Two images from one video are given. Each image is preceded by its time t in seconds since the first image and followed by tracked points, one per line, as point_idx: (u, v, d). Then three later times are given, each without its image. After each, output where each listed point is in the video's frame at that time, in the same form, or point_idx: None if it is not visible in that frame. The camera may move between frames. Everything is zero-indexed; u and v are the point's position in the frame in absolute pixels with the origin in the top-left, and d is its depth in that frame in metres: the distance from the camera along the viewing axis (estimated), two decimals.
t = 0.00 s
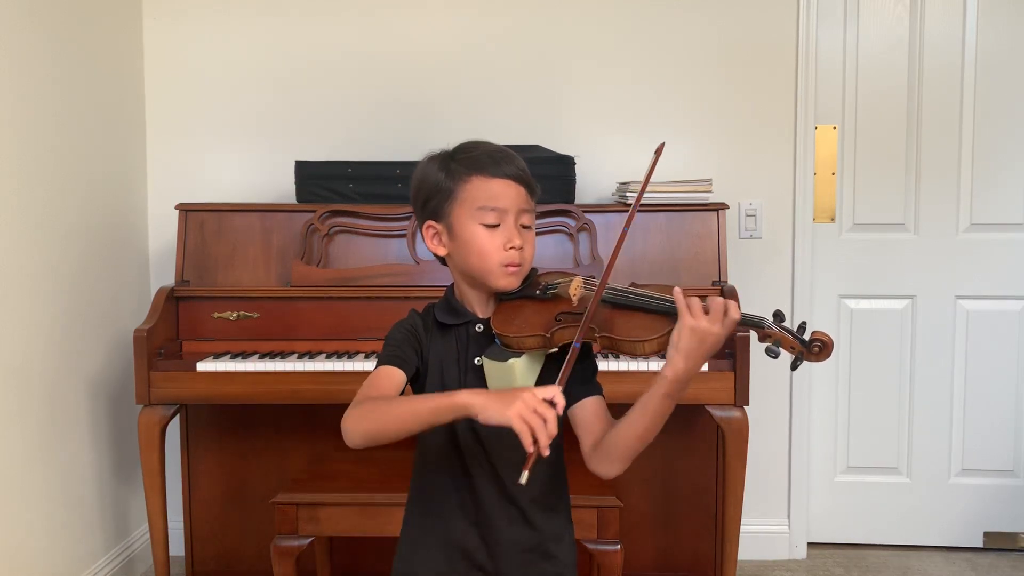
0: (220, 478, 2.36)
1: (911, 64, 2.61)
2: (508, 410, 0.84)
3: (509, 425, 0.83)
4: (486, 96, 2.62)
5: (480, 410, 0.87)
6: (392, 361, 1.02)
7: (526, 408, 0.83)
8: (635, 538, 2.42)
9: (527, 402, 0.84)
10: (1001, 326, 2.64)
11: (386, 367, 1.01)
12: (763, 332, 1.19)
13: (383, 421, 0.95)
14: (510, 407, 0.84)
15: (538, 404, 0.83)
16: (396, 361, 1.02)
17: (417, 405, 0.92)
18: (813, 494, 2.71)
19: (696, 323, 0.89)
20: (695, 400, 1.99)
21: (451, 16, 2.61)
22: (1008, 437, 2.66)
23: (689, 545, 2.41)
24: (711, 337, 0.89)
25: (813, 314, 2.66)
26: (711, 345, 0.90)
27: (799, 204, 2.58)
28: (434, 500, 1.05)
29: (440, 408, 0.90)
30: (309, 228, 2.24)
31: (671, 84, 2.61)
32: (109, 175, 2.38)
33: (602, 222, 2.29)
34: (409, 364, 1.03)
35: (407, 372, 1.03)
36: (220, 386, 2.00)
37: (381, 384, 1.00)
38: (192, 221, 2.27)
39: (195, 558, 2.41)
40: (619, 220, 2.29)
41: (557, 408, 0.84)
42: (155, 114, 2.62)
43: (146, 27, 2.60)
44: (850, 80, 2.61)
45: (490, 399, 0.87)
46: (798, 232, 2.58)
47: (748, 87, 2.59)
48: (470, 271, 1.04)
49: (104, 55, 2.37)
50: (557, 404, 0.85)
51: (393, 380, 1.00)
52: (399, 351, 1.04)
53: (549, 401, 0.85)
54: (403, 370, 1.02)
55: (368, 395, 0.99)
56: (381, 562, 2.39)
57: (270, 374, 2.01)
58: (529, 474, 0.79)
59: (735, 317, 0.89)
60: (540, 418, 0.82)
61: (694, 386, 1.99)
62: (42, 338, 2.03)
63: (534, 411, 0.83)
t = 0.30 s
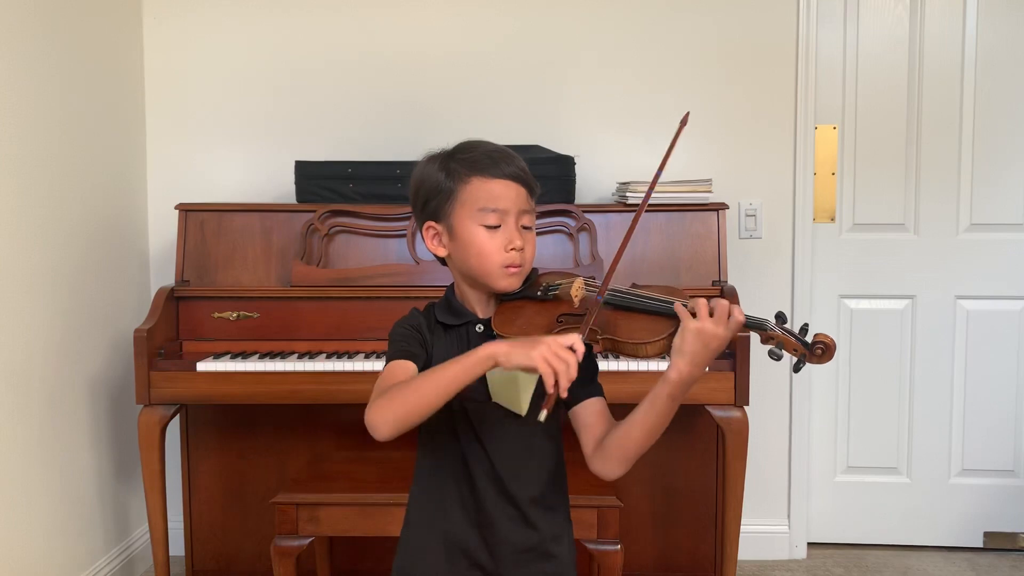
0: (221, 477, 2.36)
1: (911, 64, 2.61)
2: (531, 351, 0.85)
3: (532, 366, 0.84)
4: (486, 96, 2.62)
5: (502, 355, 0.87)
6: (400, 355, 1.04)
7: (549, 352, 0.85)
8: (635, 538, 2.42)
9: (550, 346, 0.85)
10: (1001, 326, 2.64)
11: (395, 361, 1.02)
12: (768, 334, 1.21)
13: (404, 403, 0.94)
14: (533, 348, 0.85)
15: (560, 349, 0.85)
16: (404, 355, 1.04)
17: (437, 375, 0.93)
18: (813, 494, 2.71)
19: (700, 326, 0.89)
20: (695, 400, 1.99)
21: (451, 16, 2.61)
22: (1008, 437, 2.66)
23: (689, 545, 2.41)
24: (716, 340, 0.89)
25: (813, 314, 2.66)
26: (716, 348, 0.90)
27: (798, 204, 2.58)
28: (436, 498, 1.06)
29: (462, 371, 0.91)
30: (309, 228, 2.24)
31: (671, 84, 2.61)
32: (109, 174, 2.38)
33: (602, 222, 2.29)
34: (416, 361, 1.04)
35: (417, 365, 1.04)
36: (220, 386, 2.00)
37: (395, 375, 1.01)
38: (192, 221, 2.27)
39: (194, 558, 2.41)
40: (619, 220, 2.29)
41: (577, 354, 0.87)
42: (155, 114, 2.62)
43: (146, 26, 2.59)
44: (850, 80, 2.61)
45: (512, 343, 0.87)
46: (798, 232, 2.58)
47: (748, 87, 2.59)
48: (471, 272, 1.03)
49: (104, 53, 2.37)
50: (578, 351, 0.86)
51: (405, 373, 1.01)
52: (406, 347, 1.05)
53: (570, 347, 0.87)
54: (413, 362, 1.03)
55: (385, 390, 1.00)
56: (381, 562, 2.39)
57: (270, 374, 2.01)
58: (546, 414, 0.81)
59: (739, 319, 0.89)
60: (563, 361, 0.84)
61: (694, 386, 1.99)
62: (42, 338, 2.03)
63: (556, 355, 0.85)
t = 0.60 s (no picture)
0: (221, 477, 2.36)
1: (911, 64, 2.61)
2: (556, 302, 0.92)
3: (558, 316, 0.91)
4: (486, 96, 2.62)
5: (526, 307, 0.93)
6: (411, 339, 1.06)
7: (570, 305, 0.92)
8: (635, 538, 2.42)
9: (570, 300, 0.92)
10: (1002, 326, 2.64)
11: (408, 347, 1.04)
12: (765, 338, 1.21)
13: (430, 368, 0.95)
14: (557, 300, 0.92)
15: (581, 302, 0.92)
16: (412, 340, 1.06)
17: (462, 332, 0.96)
18: (813, 494, 2.71)
19: (697, 328, 0.91)
20: (695, 400, 1.99)
21: (451, 16, 2.61)
22: (1009, 437, 2.66)
23: (689, 545, 2.41)
24: (712, 341, 0.91)
25: (813, 314, 2.66)
26: (711, 350, 0.92)
27: (798, 204, 2.58)
28: (435, 497, 1.05)
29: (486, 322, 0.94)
30: (309, 228, 2.24)
31: (670, 85, 2.61)
32: (109, 174, 2.38)
33: (602, 222, 2.29)
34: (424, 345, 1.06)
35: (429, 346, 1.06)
36: (220, 386, 2.00)
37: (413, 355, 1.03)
38: (192, 221, 2.27)
39: (194, 558, 2.40)
40: (619, 220, 2.29)
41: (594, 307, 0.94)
42: (155, 113, 2.62)
43: (146, 26, 2.59)
44: (850, 80, 2.61)
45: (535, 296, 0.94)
46: (798, 232, 2.58)
47: (748, 87, 2.59)
48: (470, 273, 1.04)
49: (103, 52, 2.37)
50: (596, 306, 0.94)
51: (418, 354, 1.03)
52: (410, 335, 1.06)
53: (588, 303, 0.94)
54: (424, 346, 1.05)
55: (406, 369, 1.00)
56: (381, 562, 2.39)
57: (270, 374, 2.01)
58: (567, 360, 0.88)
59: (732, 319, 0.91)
60: (582, 314, 0.92)
61: (694, 386, 1.99)
62: (42, 338, 2.03)
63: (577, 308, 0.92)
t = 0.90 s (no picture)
0: (221, 477, 2.36)
1: (911, 64, 2.61)
2: (561, 301, 0.94)
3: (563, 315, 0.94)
4: (486, 96, 2.62)
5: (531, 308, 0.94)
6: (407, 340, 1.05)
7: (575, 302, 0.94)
8: (635, 538, 2.42)
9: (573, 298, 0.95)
10: (1001, 326, 2.64)
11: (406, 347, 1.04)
12: (761, 338, 1.20)
13: (429, 360, 0.95)
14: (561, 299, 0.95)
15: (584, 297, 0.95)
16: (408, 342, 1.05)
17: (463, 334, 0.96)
18: (813, 494, 2.71)
19: (695, 332, 0.91)
20: (695, 400, 1.99)
21: (451, 16, 2.61)
22: (1009, 437, 2.66)
23: (689, 546, 2.41)
24: (710, 344, 0.91)
25: (813, 314, 2.66)
26: (709, 352, 0.92)
27: (798, 204, 2.58)
28: (434, 496, 1.05)
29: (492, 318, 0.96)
30: (309, 228, 2.24)
31: (671, 85, 2.61)
32: (109, 174, 2.38)
33: (602, 222, 2.29)
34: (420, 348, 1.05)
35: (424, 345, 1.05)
36: (220, 386, 2.00)
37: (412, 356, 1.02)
38: (192, 221, 2.27)
39: (194, 558, 2.40)
40: (619, 220, 2.29)
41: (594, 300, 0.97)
42: (155, 113, 2.62)
43: (146, 26, 2.59)
44: (850, 79, 2.61)
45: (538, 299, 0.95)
46: (798, 233, 2.58)
47: (748, 87, 2.59)
48: (469, 274, 1.03)
49: (103, 52, 2.36)
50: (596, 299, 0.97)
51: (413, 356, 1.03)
52: (406, 336, 1.06)
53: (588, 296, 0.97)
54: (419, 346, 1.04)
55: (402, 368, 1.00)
56: (381, 562, 2.39)
57: (270, 375, 2.01)
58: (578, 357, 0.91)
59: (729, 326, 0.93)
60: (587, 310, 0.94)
61: (694, 386, 1.99)
62: (42, 337, 2.03)
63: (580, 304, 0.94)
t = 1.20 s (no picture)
0: (221, 477, 2.37)
1: (911, 63, 2.60)
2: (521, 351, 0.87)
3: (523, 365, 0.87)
4: (486, 96, 2.62)
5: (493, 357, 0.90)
6: (395, 348, 1.05)
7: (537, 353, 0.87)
8: (635, 538, 2.42)
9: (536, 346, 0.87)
10: (1001, 326, 2.64)
11: (387, 353, 1.05)
12: (758, 331, 1.29)
13: (397, 381, 0.96)
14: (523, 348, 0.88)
15: (548, 347, 0.87)
16: (399, 347, 1.05)
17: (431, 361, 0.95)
18: (813, 494, 2.71)
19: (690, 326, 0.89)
20: (695, 399, 1.99)
21: (451, 17, 2.61)
22: (1008, 437, 2.66)
23: (689, 546, 2.41)
24: (706, 338, 0.89)
25: (813, 313, 2.66)
26: (704, 345, 0.90)
27: (798, 204, 2.58)
28: (432, 496, 1.05)
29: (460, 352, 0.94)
30: (309, 228, 2.24)
31: (670, 85, 2.61)
32: (109, 174, 2.38)
33: (602, 222, 2.29)
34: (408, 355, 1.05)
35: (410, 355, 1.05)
36: (220, 386, 2.00)
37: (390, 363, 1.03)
38: (192, 221, 2.27)
39: (194, 558, 2.40)
40: (620, 220, 2.28)
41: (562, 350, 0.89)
42: (155, 113, 2.62)
43: (146, 26, 2.59)
44: (850, 79, 2.61)
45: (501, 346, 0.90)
46: (798, 233, 2.58)
47: (748, 87, 2.59)
48: (467, 272, 1.03)
49: (103, 51, 2.36)
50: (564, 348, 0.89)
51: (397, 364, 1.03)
52: (401, 343, 1.06)
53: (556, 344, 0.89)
54: (403, 354, 1.04)
55: (374, 374, 1.01)
56: (381, 563, 2.39)
57: (270, 375, 2.00)
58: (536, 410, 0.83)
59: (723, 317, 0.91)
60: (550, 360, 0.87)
61: (694, 386, 1.99)
62: (42, 337, 2.03)
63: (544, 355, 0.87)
